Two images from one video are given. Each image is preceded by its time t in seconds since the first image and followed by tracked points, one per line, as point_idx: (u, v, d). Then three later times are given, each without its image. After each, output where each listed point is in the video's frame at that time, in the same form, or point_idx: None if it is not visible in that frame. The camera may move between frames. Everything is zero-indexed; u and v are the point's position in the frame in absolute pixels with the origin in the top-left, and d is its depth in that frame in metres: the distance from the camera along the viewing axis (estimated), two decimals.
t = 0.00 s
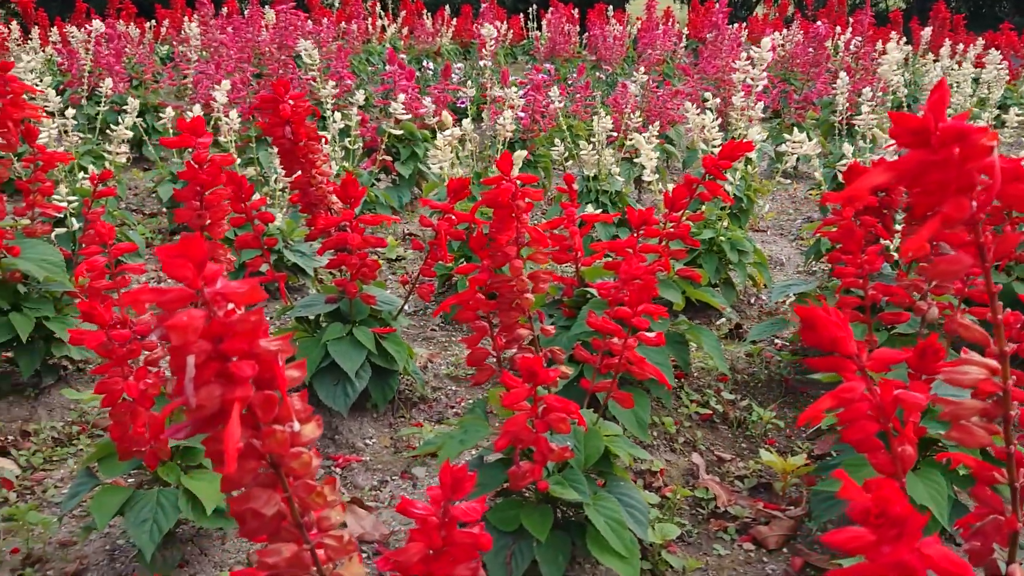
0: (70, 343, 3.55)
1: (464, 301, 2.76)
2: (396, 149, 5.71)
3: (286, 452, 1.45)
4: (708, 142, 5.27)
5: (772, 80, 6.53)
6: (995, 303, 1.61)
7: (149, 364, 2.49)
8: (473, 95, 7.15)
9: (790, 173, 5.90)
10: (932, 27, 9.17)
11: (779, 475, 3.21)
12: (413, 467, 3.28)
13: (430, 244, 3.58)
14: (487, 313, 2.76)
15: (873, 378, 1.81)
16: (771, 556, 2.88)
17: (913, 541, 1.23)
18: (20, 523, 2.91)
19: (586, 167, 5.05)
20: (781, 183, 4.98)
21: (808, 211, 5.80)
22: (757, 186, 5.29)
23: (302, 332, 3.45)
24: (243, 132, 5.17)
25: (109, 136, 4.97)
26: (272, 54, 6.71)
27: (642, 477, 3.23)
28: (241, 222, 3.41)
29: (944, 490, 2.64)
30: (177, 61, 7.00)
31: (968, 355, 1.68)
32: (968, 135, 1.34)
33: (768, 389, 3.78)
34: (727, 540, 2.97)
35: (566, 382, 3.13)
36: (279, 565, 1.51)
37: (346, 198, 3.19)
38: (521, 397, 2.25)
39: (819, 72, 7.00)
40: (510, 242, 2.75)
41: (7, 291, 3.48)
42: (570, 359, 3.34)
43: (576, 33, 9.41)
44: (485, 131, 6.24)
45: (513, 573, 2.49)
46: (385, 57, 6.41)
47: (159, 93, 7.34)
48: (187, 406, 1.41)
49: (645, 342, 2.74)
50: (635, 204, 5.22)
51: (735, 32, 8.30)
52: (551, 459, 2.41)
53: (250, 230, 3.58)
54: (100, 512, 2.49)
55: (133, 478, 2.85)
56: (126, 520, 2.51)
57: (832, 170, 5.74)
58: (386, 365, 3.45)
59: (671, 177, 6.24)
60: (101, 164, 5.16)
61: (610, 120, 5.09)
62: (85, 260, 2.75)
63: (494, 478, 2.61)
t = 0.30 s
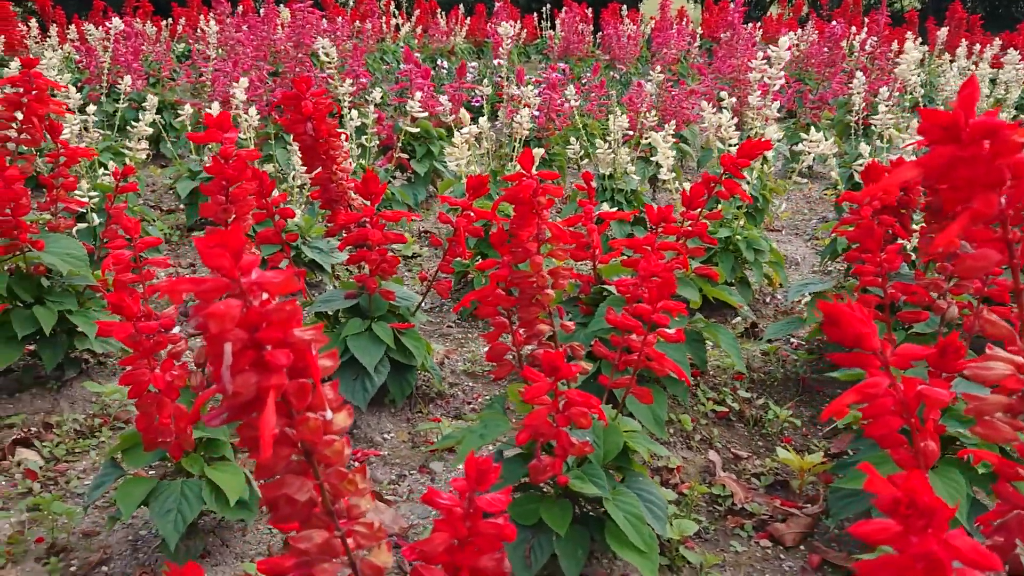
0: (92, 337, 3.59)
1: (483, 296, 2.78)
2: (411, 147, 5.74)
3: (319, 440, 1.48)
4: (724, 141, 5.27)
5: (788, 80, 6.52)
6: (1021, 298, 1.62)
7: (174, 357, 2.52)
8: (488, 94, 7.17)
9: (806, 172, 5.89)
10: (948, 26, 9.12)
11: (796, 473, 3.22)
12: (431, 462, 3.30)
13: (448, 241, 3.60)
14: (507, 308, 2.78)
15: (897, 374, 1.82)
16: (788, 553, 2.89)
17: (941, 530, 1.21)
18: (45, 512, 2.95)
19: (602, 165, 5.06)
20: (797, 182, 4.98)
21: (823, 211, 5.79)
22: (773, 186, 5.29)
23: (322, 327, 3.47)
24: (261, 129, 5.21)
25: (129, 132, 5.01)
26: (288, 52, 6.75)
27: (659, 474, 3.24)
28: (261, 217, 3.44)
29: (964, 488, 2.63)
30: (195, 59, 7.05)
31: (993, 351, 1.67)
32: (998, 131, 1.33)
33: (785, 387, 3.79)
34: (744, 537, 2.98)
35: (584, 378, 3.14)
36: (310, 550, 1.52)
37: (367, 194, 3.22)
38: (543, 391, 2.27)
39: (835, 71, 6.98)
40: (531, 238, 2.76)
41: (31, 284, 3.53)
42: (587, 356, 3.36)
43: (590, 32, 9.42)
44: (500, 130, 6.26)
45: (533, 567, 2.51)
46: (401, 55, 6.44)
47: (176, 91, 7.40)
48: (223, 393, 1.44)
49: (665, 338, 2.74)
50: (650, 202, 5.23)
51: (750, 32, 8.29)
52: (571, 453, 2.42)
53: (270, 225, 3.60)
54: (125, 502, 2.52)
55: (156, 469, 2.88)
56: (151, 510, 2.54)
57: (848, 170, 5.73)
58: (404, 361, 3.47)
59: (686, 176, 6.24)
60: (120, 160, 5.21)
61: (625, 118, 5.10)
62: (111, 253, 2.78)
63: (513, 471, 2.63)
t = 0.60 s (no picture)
0: (108, 335, 3.63)
1: (495, 296, 2.80)
2: (422, 147, 5.77)
3: (335, 437, 1.51)
4: (735, 142, 5.27)
5: (800, 82, 6.52)
6: None
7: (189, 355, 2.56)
8: (498, 94, 7.19)
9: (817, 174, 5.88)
10: (962, 28, 9.08)
11: (806, 475, 3.22)
12: (441, 461, 3.33)
13: (460, 241, 3.63)
14: (519, 309, 2.80)
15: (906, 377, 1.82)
16: (797, 555, 2.90)
17: (948, 532, 1.22)
18: (62, 508, 2.99)
19: (612, 166, 5.07)
20: (808, 184, 4.98)
21: (835, 213, 5.78)
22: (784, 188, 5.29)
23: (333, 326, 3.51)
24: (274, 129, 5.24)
25: (144, 131, 5.06)
26: (301, 52, 6.80)
27: (668, 475, 3.26)
28: (275, 217, 3.48)
29: (973, 491, 2.63)
30: (208, 59, 7.11)
31: (1002, 355, 1.67)
32: (1006, 137, 1.34)
33: (795, 389, 3.79)
34: (753, 538, 2.99)
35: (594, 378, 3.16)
36: (325, 547, 1.54)
37: (380, 195, 3.24)
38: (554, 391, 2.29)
39: (847, 73, 6.96)
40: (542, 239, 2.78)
41: (48, 282, 3.57)
42: (597, 356, 3.38)
43: (601, 33, 9.42)
44: (511, 130, 6.28)
45: (542, 566, 2.52)
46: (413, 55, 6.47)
47: (190, 91, 7.46)
48: (241, 392, 1.47)
49: (675, 339, 2.76)
50: (661, 204, 5.24)
51: (761, 33, 8.27)
52: (581, 453, 2.44)
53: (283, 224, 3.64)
54: (141, 498, 2.55)
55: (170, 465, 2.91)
56: (166, 505, 2.58)
57: (860, 172, 5.71)
58: (416, 360, 3.50)
59: (697, 177, 6.24)
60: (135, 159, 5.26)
61: (637, 119, 5.11)
62: (128, 252, 2.82)
63: (524, 471, 2.65)
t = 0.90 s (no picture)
0: (125, 334, 3.66)
1: (512, 299, 2.81)
2: (436, 149, 5.79)
3: (359, 439, 1.53)
4: (749, 146, 5.27)
5: (813, 85, 6.50)
6: None
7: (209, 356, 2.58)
8: (511, 97, 7.21)
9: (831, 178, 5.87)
10: (977, 31, 9.03)
11: (819, 479, 3.22)
12: (455, 462, 3.35)
13: (475, 244, 3.65)
14: (535, 311, 2.81)
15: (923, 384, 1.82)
16: (810, 559, 2.90)
17: (967, 539, 1.23)
18: (80, 505, 3.02)
19: (626, 169, 5.08)
20: (821, 188, 4.97)
21: (848, 217, 5.76)
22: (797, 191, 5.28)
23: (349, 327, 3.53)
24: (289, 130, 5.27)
25: (160, 132, 5.10)
26: (315, 53, 6.83)
27: (682, 478, 3.26)
28: (292, 218, 3.50)
29: (988, 497, 2.63)
30: (223, 60, 7.15)
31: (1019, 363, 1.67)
32: None
33: (808, 394, 3.79)
34: (766, 542, 3.00)
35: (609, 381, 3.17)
36: (348, 547, 1.56)
37: (396, 197, 3.26)
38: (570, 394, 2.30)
39: (860, 76, 6.94)
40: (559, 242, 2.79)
41: (67, 282, 3.60)
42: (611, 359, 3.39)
43: (613, 35, 9.42)
44: (524, 132, 6.30)
45: (557, 567, 2.54)
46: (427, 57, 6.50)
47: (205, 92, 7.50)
48: (268, 394, 1.49)
49: (690, 343, 2.76)
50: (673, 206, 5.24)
51: (775, 36, 8.25)
52: (597, 456, 2.45)
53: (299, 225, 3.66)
54: (160, 496, 2.58)
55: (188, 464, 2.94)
56: (185, 504, 2.60)
57: (874, 176, 5.70)
58: (430, 361, 3.52)
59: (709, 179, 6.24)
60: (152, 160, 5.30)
61: (650, 122, 5.12)
62: (148, 253, 2.84)
63: (539, 473, 2.66)
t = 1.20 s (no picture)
0: (144, 333, 3.69)
1: (530, 301, 2.82)
2: (449, 151, 5.81)
3: (390, 438, 1.54)
4: (763, 149, 5.27)
5: (826, 89, 6.50)
6: None
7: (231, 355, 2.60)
8: (523, 99, 7.22)
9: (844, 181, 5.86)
10: (990, 35, 8.99)
11: (836, 483, 3.22)
12: (471, 463, 3.36)
13: (492, 246, 3.66)
14: (553, 314, 2.82)
15: (947, 388, 1.81)
16: (826, 563, 2.90)
17: (998, 544, 1.24)
18: (101, 502, 3.04)
19: (639, 172, 5.09)
20: (835, 192, 4.97)
21: (861, 221, 5.76)
22: (811, 195, 5.28)
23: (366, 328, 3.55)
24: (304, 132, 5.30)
25: (176, 132, 5.13)
26: (329, 56, 6.86)
27: (697, 480, 3.27)
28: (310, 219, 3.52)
29: (1008, 503, 2.62)
30: (237, 61, 7.18)
31: None
32: None
33: (823, 398, 3.79)
34: (783, 545, 3.00)
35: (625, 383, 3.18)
36: (377, 546, 1.57)
37: (415, 199, 3.28)
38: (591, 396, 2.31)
39: (874, 80, 6.93)
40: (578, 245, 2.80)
41: (86, 281, 3.63)
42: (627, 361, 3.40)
43: (625, 38, 9.41)
44: (537, 135, 6.31)
45: (576, 568, 2.55)
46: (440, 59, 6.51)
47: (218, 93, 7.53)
48: (300, 394, 1.51)
49: (709, 346, 2.77)
50: (687, 209, 5.24)
51: (787, 39, 8.24)
52: (616, 458, 2.46)
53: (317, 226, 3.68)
54: (181, 495, 2.60)
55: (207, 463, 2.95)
56: (206, 503, 2.62)
57: (888, 180, 5.69)
58: (446, 362, 3.53)
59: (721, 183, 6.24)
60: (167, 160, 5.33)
61: (664, 125, 5.13)
62: (170, 253, 2.86)
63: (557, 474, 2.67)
